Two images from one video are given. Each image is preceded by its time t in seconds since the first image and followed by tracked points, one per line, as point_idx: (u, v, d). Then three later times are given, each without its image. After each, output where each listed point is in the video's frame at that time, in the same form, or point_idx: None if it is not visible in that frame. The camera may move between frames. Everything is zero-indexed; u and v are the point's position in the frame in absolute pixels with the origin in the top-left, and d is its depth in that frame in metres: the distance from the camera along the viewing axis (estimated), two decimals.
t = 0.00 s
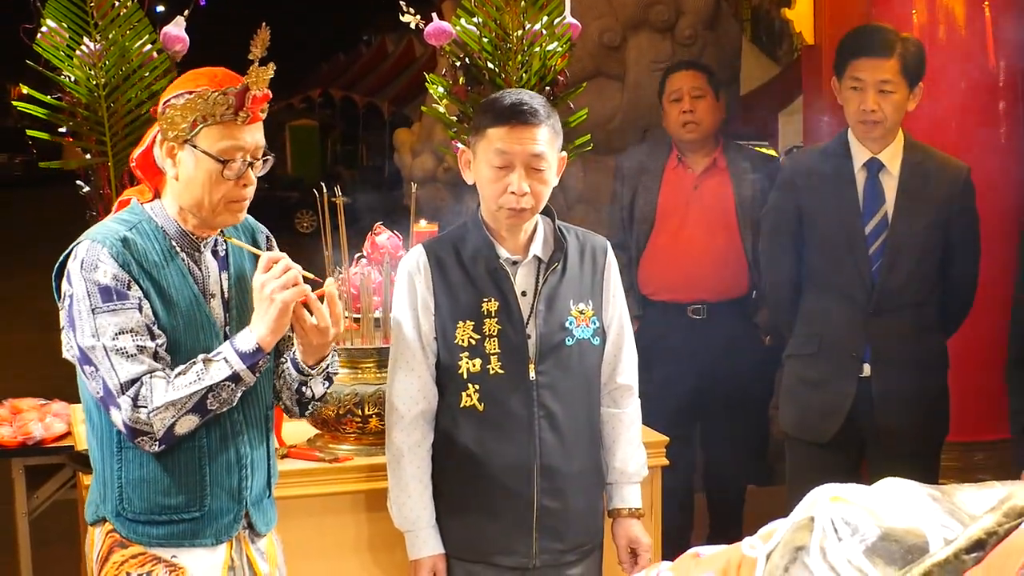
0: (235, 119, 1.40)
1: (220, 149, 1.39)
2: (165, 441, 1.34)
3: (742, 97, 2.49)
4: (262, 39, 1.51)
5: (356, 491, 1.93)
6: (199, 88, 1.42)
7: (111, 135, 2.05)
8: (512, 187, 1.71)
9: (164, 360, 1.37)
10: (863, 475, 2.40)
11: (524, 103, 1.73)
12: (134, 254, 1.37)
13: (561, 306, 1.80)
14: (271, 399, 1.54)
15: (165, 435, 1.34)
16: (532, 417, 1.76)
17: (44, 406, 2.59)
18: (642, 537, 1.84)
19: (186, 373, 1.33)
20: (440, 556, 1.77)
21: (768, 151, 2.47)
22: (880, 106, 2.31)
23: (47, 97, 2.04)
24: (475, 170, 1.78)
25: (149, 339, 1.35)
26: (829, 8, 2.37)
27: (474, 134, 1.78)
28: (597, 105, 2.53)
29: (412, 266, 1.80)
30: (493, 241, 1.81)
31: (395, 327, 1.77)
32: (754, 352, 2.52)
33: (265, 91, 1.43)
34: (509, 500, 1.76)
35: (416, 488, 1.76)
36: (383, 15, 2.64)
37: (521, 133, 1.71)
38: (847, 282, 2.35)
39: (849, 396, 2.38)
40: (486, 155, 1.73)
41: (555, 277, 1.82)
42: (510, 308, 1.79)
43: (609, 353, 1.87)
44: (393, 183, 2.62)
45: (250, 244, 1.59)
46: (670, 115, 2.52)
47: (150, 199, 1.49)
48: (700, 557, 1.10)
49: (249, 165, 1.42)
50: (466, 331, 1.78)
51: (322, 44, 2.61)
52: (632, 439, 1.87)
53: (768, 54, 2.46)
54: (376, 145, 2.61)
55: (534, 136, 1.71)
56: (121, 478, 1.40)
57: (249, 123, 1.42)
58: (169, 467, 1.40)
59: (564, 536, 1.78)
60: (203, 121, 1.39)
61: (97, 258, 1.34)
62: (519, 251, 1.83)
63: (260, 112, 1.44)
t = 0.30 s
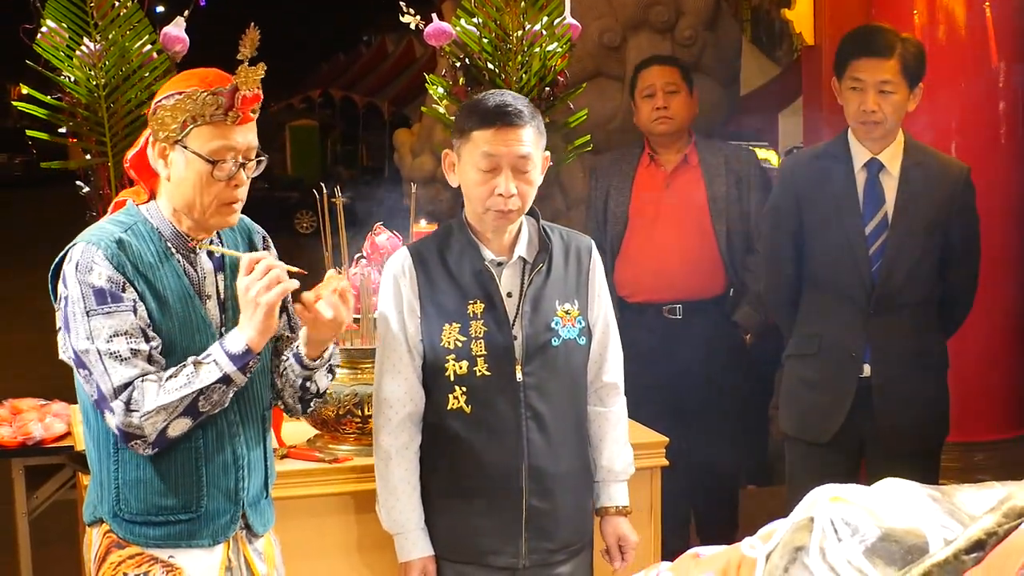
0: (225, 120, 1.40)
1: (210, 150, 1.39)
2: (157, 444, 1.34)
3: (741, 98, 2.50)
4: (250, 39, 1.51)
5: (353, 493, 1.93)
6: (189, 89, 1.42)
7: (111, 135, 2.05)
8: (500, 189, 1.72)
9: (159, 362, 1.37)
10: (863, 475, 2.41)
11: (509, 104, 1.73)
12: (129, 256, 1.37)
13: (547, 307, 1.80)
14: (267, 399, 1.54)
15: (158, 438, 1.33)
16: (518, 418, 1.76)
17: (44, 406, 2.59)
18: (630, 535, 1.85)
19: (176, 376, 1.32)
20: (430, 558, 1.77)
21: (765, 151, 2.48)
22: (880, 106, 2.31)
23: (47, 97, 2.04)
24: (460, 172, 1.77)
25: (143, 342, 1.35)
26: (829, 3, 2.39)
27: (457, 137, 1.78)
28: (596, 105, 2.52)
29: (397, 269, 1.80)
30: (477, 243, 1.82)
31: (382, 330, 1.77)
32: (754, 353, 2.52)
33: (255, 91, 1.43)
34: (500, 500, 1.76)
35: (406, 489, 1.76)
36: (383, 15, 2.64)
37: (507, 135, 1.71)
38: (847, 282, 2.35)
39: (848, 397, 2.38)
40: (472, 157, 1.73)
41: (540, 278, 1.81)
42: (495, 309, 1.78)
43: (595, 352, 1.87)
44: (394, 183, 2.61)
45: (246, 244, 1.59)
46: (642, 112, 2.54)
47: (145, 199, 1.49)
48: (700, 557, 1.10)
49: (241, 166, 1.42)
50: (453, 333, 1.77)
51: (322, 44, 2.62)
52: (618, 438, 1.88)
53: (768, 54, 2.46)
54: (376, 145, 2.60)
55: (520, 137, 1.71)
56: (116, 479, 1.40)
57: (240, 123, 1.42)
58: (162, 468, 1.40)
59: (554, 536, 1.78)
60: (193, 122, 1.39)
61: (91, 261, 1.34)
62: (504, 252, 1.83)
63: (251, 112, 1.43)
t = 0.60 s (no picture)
0: (214, 123, 1.39)
1: (199, 153, 1.38)
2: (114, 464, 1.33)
3: (741, 98, 2.49)
4: (241, 43, 1.51)
5: (349, 493, 1.93)
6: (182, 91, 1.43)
7: (111, 135, 2.05)
8: (491, 199, 1.71)
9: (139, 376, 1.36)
10: (863, 476, 2.41)
11: (495, 114, 1.73)
12: (126, 259, 1.37)
13: (536, 308, 1.80)
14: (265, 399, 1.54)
15: (112, 459, 1.32)
16: (509, 421, 1.76)
17: (45, 406, 2.59)
18: (620, 532, 1.87)
19: (147, 407, 1.32)
20: (419, 562, 1.77)
21: (763, 151, 2.46)
22: (881, 108, 2.31)
23: (47, 98, 2.04)
24: (449, 182, 1.76)
25: (125, 353, 1.34)
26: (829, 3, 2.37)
27: (446, 146, 1.77)
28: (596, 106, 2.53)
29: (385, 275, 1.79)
30: (466, 248, 1.81)
31: (372, 336, 1.76)
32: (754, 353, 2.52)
33: (246, 95, 1.42)
34: (494, 502, 1.76)
35: (395, 493, 1.77)
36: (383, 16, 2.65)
37: (495, 145, 1.70)
38: (846, 281, 2.36)
39: (850, 396, 2.38)
40: (461, 167, 1.72)
41: (528, 280, 1.81)
42: (484, 313, 1.78)
43: (584, 352, 1.86)
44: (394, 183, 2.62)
45: (249, 243, 1.58)
46: (627, 111, 2.54)
47: (144, 199, 1.50)
48: (701, 558, 1.10)
49: (232, 170, 1.40)
50: (442, 337, 1.77)
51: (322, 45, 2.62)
52: (607, 437, 1.87)
53: (768, 55, 2.45)
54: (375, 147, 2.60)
55: (508, 146, 1.71)
56: (117, 478, 1.41)
57: (231, 126, 1.40)
58: (155, 472, 1.40)
59: (548, 538, 1.79)
60: (183, 124, 1.39)
61: (85, 264, 1.34)
62: (493, 256, 1.83)
63: (244, 116, 1.42)
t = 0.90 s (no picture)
0: (214, 125, 1.39)
1: (200, 155, 1.39)
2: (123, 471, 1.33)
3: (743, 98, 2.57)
4: (240, 43, 1.50)
5: (326, 497, 1.92)
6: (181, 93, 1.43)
7: (111, 138, 2.04)
8: (526, 206, 1.70)
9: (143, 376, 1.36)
10: (863, 479, 2.34)
11: (530, 122, 1.70)
12: (126, 263, 1.38)
13: (556, 308, 1.78)
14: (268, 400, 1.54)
15: (120, 467, 1.32)
16: (526, 420, 1.76)
17: (45, 408, 2.59)
18: (643, 540, 1.84)
19: (156, 417, 1.31)
20: (430, 558, 1.79)
21: (764, 153, 2.51)
22: (882, 109, 2.25)
23: (48, 99, 2.04)
24: (480, 187, 1.75)
25: (128, 356, 1.34)
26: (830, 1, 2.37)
27: (477, 152, 1.74)
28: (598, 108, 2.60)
29: (407, 272, 1.81)
30: (487, 248, 1.82)
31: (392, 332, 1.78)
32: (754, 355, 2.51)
33: (246, 96, 1.42)
34: (509, 502, 1.77)
35: (410, 489, 1.78)
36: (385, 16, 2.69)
37: (531, 154, 1.69)
38: (846, 282, 2.29)
39: (849, 398, 2.29)
40: (496, 174, 1.70)
41: (549, 280, 1.81)
42: (504, 311, 1.78)
43: (608, 357, 1.84)
44: (395, 184, 2.62)
45: (249, 245, 1.58)
46: (630, 111, 2.53)
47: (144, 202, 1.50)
48: (701, 559, 1.10)
49: (233, 172, 1.40)
50: (460, 335, 1.78)
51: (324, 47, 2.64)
52: (631, 441, 1.85)
53: (770, 56, 2.53)
54: (375, 142, 2.66)
55: (543, 154, 1.70)
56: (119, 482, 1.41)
57: (231, 128, 1.41)
58: (158, 474, 1.40)
59: (564, 540, 1.77)
60: (183, 126, 1.39)
61: (85, 268, 1.34)
62: (514, 256, 1.83)
63: (243, 117, 1.42)
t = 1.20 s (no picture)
0: (223, 131, 1.39)
1: (209, 162, 1.39)
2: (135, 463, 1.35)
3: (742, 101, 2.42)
4: (247, 49, 1.50)
5: (339, 497, 1.94)
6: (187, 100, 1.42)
7: (110, 139, 2.05)
8: (598, 202, 1.73)
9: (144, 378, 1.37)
10: (862, 479, 2.34)
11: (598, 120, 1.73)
12: (126, 266, 1.37)
13: (613, 308, 1.81)
14: (270, 403, 1.54)
15: (133, 458, 1.34)
16: (585, 419, 1.78)
17: (44, 409, 2.59)
18: (706, 538, 1.84)
19: (154, 400, 1.33)
20: (488, 557, 1.82)
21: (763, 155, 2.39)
22: (880, 110, 2.26)
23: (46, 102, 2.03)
24: (548, 188, 1.77)
25: (127, 361, 1.35)
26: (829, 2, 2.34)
27: (543, 152, 1.76)
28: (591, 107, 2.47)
29: (465, 272, 1.83)
30: (545, 248, 1.84)
31: (450, 332, 1.81)
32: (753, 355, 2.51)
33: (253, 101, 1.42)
34: (566, 500, 1.79)
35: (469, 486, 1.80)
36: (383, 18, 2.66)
37: (599, 151, 1.72)
38: (844, 283, 2.30)
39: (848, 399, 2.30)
40: (566, 173, 1.73)
41: (606, 280, 1.82)
42: (562, 311, 1.80)
43: (667, 355, 1.85)
44: (393, 185, 2.62)
45: (251, 248, 1.58)
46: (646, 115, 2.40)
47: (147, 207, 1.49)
48: (699, 560, 1.10)
49: (241, 175, 1.41)
50: (519, 334, 1.80)
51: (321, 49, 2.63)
52: (692, 440, 1.86)
53: (768, 58, 2.40)
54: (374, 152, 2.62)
55: (610, 150, 1.73)
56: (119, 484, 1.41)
57: (239, 133, 1.41)
58: (158, 477, 1.40)
59: (620, 537, 1.80)
60: (192, 134, 1.38)
61: (85, 271, 1.34)
62: (573, 255, 1.84)
63: (250, 122, 1.43)
